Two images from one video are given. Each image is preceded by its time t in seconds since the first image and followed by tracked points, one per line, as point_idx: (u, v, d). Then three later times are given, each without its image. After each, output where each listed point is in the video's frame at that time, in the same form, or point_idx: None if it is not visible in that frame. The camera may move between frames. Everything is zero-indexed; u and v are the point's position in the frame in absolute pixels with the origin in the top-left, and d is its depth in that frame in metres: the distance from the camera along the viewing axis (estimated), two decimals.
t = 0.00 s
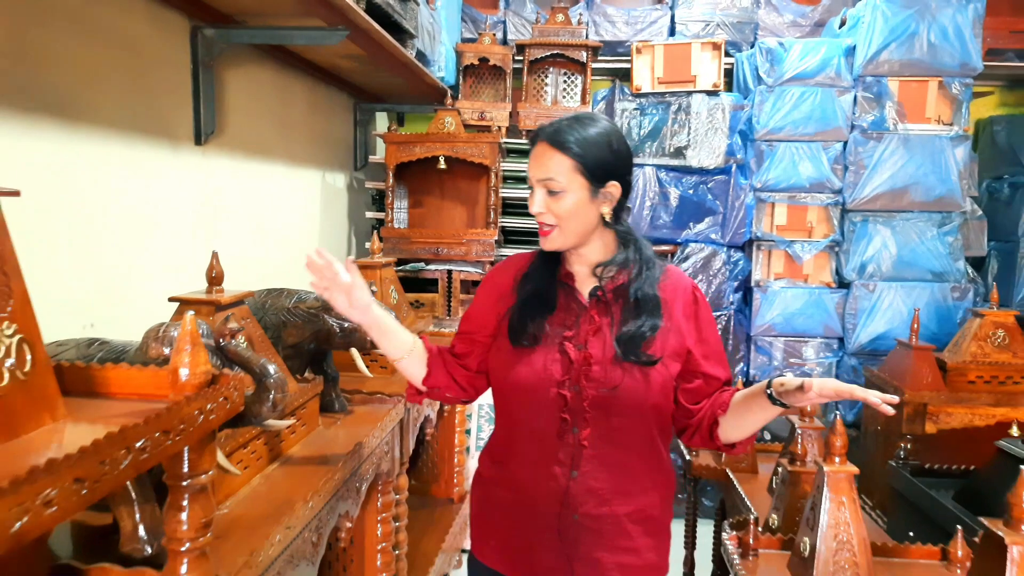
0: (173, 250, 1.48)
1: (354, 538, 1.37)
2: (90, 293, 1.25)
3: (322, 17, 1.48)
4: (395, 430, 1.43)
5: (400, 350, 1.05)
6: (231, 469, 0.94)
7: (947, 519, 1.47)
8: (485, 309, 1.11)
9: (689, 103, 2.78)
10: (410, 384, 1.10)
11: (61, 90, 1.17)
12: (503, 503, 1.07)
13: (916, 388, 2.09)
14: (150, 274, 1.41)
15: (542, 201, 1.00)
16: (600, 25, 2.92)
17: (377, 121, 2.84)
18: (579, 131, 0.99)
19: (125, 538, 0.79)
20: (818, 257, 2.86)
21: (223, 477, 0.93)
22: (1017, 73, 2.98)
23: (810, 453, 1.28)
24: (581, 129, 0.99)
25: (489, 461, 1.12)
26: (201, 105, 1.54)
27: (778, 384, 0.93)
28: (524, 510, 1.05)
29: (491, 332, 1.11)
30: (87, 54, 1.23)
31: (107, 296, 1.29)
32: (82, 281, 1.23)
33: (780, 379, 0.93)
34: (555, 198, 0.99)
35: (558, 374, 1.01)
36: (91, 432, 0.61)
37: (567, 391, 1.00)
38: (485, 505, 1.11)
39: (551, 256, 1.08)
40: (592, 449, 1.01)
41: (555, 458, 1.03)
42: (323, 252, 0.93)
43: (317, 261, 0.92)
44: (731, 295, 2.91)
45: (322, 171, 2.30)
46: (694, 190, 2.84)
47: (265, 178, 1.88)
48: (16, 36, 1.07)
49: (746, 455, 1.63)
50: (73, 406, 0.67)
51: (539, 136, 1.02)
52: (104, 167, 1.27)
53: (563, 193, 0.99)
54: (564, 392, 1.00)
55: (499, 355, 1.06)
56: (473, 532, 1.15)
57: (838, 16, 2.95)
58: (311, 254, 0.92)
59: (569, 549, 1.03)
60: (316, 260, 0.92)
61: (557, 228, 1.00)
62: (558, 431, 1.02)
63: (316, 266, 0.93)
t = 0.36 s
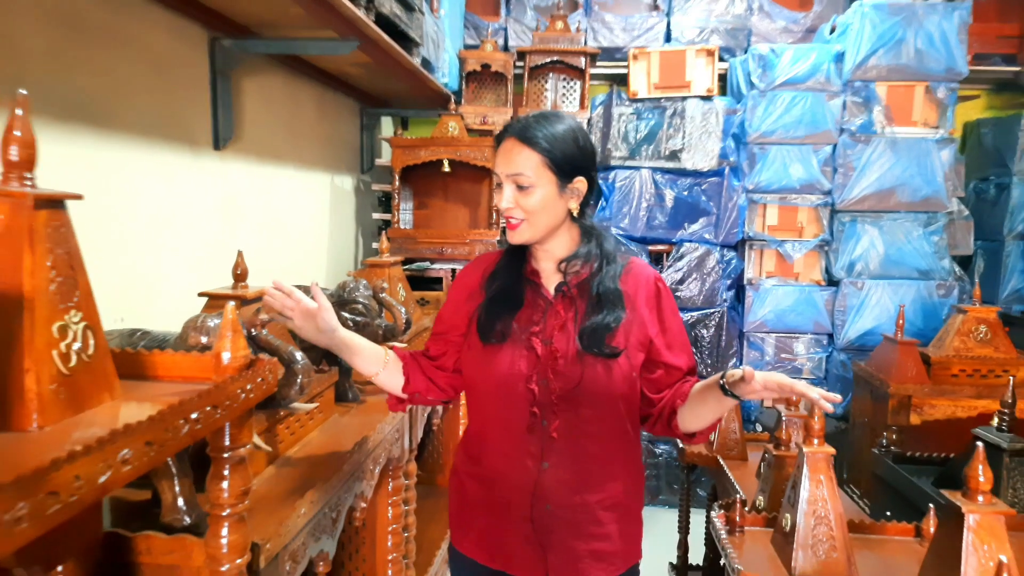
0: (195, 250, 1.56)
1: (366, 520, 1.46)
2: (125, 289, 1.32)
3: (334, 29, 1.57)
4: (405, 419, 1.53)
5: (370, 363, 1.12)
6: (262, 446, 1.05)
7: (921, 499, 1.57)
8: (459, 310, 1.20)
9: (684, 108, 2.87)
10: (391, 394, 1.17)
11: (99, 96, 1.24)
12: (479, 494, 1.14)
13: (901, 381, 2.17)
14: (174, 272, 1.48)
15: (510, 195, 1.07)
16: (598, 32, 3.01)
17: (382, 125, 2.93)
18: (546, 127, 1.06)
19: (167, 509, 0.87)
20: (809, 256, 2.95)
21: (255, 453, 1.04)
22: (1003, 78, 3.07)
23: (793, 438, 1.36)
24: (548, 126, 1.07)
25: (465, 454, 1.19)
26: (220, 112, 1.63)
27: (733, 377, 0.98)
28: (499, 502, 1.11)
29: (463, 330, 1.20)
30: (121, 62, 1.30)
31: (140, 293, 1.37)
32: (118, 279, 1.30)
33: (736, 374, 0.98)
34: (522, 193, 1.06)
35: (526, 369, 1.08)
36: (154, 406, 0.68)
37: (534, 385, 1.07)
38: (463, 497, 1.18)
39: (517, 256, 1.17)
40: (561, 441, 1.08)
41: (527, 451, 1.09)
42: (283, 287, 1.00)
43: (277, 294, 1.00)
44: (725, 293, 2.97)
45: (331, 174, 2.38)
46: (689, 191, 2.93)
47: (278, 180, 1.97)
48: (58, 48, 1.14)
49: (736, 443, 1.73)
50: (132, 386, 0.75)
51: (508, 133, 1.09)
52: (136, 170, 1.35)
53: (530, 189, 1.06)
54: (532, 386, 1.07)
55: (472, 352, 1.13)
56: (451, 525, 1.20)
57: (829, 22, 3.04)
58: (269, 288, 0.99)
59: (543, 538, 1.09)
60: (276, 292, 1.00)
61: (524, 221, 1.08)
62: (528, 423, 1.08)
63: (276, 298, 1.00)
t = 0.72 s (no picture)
0: (210, 248, 1.60)
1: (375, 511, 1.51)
2: (144, 286, 1.36)
3: (344, 34, 1.63)
4: (412, 412, 1.59)
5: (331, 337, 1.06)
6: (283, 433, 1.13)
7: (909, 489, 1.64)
8: (444, 308, 1.18)
9: (684, 109, 2.92)
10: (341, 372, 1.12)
11: (121, 100, 1.30)
12: (471, 493, 1.13)
13: (896, 377, 2.22)
14: (190, 270, 1.53)
15: (528, 187, 1.09)
16: (599, 34, 3.05)
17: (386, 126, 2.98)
18: (556, 121, 1.12)
19: (192, 492, 0.92)
20: (806, 255, 3.01)
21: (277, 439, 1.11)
22: (997, 79, 3.12)
23: (787, 430, 1.42)
24: (555, 120, 1.12)
25: (453, 454, 1.18)
26: (232, 114, 1.67)
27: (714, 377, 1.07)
28: (492, 499, 1.11)
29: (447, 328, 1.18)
30: (142, 67, 1.35)
31: (158, 289, 1.41)
32: (138, 276, 1.34)
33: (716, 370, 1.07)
34: (539, 184, 1.09)
35: (521, 366, 1.09)
36: (187, 392, 0.74)
37: (530, 382, 1.08)
38: (450, 497, 1.17)
39: (504, 257, 1.17)
40: (556, 438, 1.09)
41: (522, 447, 1.09)
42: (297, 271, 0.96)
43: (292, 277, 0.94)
44: (723, 290, 3.03)
45: (336, 174, 2.43)
46: (689, 191, 2.97)
47: (287, 181, 2.02)
48: (83, 54, 1.20)
49: (734, 437, 1.78)
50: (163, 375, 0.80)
51: (514, 130, 1.12)
52: (157, 170, 1.40)
53: (548, 180, 1.10)
54: (527, 382, 1.08)
55: (462, 351, 1.13)
56: (440, 526, 1.18)
57: (826, 25, 3.09)
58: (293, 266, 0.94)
59: (538, 535, 1.09)
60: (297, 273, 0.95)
61: (541, 213, 1.10)
62: (523, 420, 1.09)
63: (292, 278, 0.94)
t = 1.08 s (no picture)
0: (217, 250, 1.63)
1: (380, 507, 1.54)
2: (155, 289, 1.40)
3: (348, 39, 1.66)
4: (416, 409, 1.62)
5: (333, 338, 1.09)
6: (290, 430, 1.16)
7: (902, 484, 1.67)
8: (438, 313, 1.18)
9: (682, 112, 2.96)
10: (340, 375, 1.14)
11: (131, 104, 1.32)
12: (472, 495, 1.14)
13: (891, 376, 2.26)
14: (199, 272, 1.56)
15: (541, 189, 1.07)
16: (598, 37, 3.08)
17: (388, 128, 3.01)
18: (564, 127, 1.12)
19: (205, 487, 0.95)
20: (804, 255, 3.04)
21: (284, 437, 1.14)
22: (992, 81, 3.15)
23: (783, 426, 1.45)
24: (562, 127, 1.12)
25: (450, 456, 1.19)
26: (238, 118, 1.70)
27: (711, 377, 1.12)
28: (493, 500, 1.12)
29: (441, 333, 1.18)
30: (151, 72, 1.38)
31: (168, 291, 1.44)
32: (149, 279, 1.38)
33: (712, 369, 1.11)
34: (551, 187, 1.08)
35: (522, 370, 1.10)
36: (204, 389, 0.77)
37: (533, 385, 1.09)
38: (450, 499, 1.18)
39: (497, 262, 1.17)
40: (557, 438, 1.11)
41: (523, 449, 1.11)
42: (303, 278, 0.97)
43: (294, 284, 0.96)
44: (721, 290, 3.06)
45: (339, 176, 2.46)
46: (687, 192, 3.01)
47: (291, 183, 2.05)
48: (95, 61, 1.23)
49: (732, 434, 1.81)
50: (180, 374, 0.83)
51: (523, 131, 1.10)
52: (167, 174, 1.43)
53: (558, 183, 1.08)
54: (529, 386, 1.10)
55: (460, 356, 1.14)
56: (438, 527, 1.19)
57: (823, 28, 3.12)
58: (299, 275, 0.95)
59: (540, 534, 1.11)
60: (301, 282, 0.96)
61: (552, 217, 1.08)
62: (524, 423, 1.11)
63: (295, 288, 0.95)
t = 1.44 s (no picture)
0: (227, 249, 1.67)
1: (388, 499, 1.58)
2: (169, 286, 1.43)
3: (356, 42, 1.70)
4: (422, 404, 1.66)
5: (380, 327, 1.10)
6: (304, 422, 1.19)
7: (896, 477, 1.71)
8: (438, 309, 1.17)
9: (682, 113, 3.00)
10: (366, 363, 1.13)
11: (148, 106, 1.36)
12: (471, 489, 1.15)
13: (887, 373, 2.31)
14: (211, 270, 1.59)
15: (551, 191, 1.10)
16: (599, 39, 3.13)
17: (392, 129, 3.05)
18: (574, 133, 1.16)
19: (224, 476, 0.99)
20: (802, 254, 3.06)
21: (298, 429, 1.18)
22: (988, 83, 3.20)
23: (781, 421, 1.49)
24: (572, 132, 1.16)
25: (451, 452, 1.19)
26: (248, 119, 1.74)
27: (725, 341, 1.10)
28: (493, 493, 1.13)
29: (440, 330, 1.17)
30: (167, 75, 1.42)
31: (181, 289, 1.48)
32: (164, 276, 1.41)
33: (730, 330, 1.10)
34: (560, 189, 1.11)
35: (520, 364, 1.11)
36: (229, 378, 0.81)
37: (531, 379, 1.10)
38: (450, 493, 1.18)
39: (496, 260, 1.17)
40: (555, 431, 1.12)
41: (522, 442, 1.12)
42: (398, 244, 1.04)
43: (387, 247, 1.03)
44: (720, 289, 3.10)
45: (344, 177, 2.50)
46: (687, 193, 3.05)
47: (298, 183, 2.09)
48: (114, 64, 1.26)
49: (731, 430, 1.85)
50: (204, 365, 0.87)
51: (536, 133, 1.13)
52: (181, 174, 1.47)
53: (567, 185, 1.12)
54: (528, 380, 1.11)
55: (459, 351, 1.14)
56: (440, 522, 1.20)
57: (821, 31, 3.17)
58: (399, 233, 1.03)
59: (540, 524, 1.12)
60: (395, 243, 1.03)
61: (559, 217, 1.12)
62: (523, 416, 1.11)
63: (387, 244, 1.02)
